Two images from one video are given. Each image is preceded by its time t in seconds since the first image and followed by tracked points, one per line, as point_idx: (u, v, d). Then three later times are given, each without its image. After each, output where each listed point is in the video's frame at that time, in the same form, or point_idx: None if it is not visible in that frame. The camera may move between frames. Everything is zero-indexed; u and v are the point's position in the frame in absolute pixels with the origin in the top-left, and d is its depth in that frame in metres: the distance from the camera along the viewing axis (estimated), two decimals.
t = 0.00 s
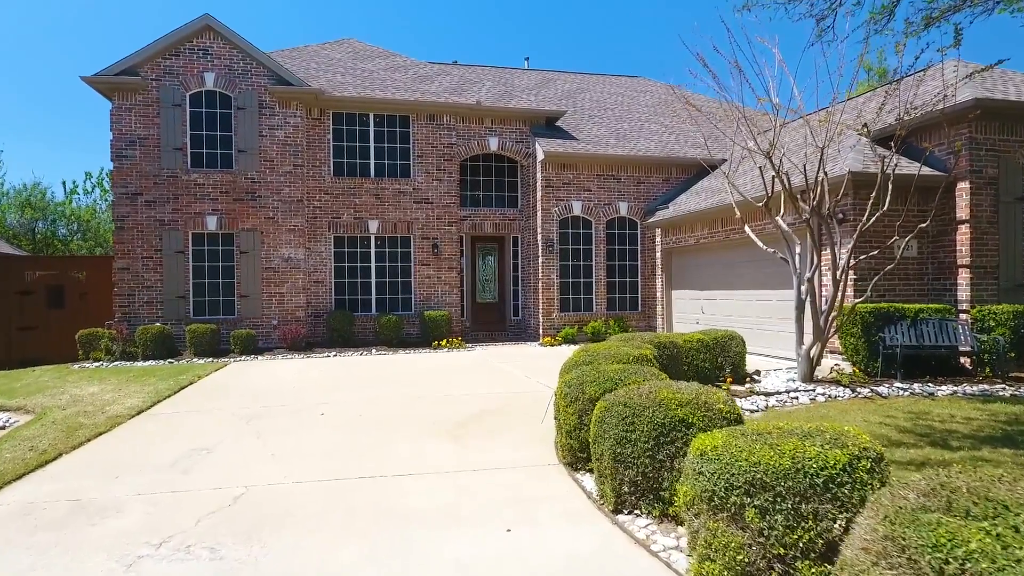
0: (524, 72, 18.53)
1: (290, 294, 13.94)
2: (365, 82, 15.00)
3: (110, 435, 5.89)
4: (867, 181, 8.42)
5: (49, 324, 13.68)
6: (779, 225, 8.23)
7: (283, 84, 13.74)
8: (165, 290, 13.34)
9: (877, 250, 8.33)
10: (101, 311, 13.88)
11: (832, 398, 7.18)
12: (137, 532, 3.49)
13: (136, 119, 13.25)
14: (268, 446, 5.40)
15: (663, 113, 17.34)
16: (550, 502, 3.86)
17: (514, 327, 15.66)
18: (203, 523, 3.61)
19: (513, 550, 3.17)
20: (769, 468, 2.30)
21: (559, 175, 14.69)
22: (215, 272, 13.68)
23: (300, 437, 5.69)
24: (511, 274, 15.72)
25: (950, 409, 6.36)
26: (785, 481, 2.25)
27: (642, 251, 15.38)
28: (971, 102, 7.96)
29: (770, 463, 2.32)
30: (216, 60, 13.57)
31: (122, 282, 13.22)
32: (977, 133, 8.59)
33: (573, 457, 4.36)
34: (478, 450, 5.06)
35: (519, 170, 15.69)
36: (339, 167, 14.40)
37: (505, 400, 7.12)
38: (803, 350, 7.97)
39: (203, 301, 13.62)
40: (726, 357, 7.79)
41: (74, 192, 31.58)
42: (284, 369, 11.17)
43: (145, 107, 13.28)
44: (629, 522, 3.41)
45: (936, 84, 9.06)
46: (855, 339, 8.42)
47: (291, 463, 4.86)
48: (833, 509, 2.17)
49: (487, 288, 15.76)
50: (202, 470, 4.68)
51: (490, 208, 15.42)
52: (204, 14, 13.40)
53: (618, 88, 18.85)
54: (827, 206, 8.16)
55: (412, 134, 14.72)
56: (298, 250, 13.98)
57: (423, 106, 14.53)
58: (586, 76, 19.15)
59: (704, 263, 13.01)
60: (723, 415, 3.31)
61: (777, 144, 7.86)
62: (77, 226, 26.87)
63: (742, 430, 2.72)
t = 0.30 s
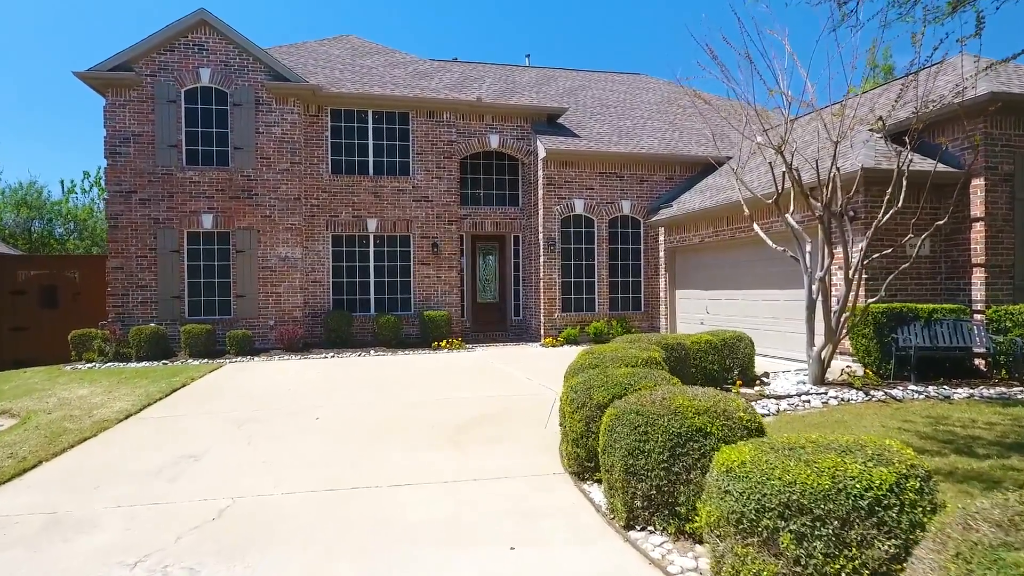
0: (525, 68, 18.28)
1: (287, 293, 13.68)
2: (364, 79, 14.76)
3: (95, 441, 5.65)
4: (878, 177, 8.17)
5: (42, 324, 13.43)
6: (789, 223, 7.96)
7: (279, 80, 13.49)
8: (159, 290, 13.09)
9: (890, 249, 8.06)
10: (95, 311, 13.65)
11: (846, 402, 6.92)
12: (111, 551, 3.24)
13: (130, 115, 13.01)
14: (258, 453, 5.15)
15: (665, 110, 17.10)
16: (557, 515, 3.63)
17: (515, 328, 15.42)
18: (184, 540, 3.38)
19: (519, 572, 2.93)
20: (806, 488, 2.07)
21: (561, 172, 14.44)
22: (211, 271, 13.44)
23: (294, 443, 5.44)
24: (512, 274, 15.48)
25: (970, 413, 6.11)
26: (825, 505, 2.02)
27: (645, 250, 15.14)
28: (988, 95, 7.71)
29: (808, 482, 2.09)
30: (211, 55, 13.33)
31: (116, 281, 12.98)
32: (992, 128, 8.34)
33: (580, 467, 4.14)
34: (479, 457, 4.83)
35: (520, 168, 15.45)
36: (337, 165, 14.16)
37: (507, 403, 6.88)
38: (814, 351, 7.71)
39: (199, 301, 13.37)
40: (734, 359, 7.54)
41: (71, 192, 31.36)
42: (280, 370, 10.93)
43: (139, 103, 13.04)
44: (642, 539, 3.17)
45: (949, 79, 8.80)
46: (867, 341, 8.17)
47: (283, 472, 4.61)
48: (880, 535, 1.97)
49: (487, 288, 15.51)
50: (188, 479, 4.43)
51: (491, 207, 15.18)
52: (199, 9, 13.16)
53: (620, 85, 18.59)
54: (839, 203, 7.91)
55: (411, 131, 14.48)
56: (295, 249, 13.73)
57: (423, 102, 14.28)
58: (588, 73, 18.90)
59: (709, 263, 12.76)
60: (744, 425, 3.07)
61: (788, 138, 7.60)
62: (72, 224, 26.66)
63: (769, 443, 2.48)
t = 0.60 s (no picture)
0: (526, 65, 18.04)
1: (283, 293, 13.43)
2: (362, 75, 14.52)
3: (78, 447, 5.41)
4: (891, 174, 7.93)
5: (33, 325, 13.17)
6: (800, 221, 7.72)
7: (276, 76, 13.24)
8: (154, 289, 12.85)
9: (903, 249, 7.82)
10: (88, 311, 13.45)
11: (859, 406, 6.68)
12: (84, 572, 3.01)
13: (124, 111, 12.76)
14: (249, 460, 4.93)
15: (668, 108, 16.87)
16: (565, 531, 3.42)
17: (516, 328, 15.19)
18: (164, 557, 3.17)
19: None
20: (853, 514, 1.88)
21: (563, 170, 14.20)
22: (207, 271, 13.20)
23: (287, 450, 5.22)
24: (513, 274, 15.24)
25: (991, 418, 5.87)
26: (874, 535, 1.83)
27: (648, 249, 14.90)
28: (1006, 90, 7.46)
29: (855, 508, 1.89)
30: (207, 51, 13.08)
31: (110, 281, 12.74)
32: (1008, 124, 8.09)
33: (587, 477, 3.91)
34: (482, 465, 4.62)
35: (522, 166, 15.22)
36: (335, 163, 13.92)
37: (508, 407, 6.67)
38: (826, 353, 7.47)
39: (194, 301, 13.14)
40: (743, 362, 7.31)
41: (69, 190, 31.16)
42: (276, 371, 10.70)
43: (134, 99, 12.79)
44: (657, 559, 2.95)
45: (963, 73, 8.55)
46: (879, 342, 7.94)
47: (275, 481, 4.39)
48: (937, 567, 1.80)
49: (488, 288, 15.27)
50: (174, 489, 4.20)
51: (491, 206, 14.96)
52: (195, 4, 12.91)
53: (622, 82, 18.36)
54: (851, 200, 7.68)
55: (411, 128, 14.23)
56: (292, 249, 13.49)
57: (422, 99, 14.03)
58: (590, 70, 18.64)
59: (714, 262, 12.53)
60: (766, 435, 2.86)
61: (800, 133, 7.36)
62: (69, 222, 26.42)
63: (803, 458, 2.27)
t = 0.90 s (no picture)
0: (528, 62, 17.79)
1: (280, 293, 13.19)
2: (361, 71, 14.28)
3: (61, 453, 5.18)
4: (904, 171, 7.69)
5: (25, 324, 12.92)
6: (811, 219, 7.48)
7: (273, 71, 13.00)
8: (149, 289, 12.61)
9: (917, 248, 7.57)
10: (82, 311, 13.29)
11: (874, 411, 6.45)
12: None
13: (118, 107, 12.53)
14: (238, 468, 4.70)
15: (672, 105, 16.64)
16: (574, 549, 3.18)
17: (517, 328, 14.97)
18: None
19: None
20: (912, 546, 1.65)
21: (565, 168, 13.95)
22: (202, 270, 12.96)
23: (278, 457, 4.99)
24: (514, 273, 15.02)
25: (1014, 424, 5.62)
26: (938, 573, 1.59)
27: (652, 248, 14.66)
28: None
29: (914, 541, 1.64)
30: (203, 45, 12.84)
31: (103, 280, 12.50)
32: None
33: (596, 488, 3.68)
34: (483, 474, 4.38)
35: (523, 164, 14.99)
36: (333, 160, 13.69)
37: (509, 411, 6.43)
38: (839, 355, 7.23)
39: (189, 301, 12.90)
40: (753, 364, 7.08)
41: (67, 189, 30.94)
42: (273, 372, 10.48)
43: (128, 95, 12.56)
44: None
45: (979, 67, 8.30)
46: (893, 343, 7.73)
47: (264, 492, 4.15)
48: None
49: (488, 288, 15.05)
50: (156, 502, 3.96)
51: (492, 204, 14.74)
52: None
53: (625, 80, 18.11)
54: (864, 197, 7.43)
55: (410, 125, 13.99)
56: (290, 247, 13.24)
57: (422, 95, 13.79)
58: (593, 68, 18.40)
59: (719, 262, 12.30)
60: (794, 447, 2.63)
61: (812, 126, 7.11)
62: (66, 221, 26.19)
63: (845, 478, 2.04)
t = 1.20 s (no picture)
0: (529, 59, 17.54)
1: (277, 293, 12.93)
2: (360, 67, 14.03)
3: (40, 460, 4.94)
4: (915, 167, 7.47)
5: (16, 325, 12.67)
6: (824, 216, 7.23)
7: (269, 67, 12.76)
8: (142, 289, 12.36)
9: (932, 246, 7.31)
10: (75, 311, 13.09)
11: (892, 416, 6.19)
12: None
13: (111, 103, 12.28)
14: (225, 477, 4.46)
15: (674, 103, 16.40)
16: (582, 570, 2.93)
17: (518, 329, 14.72)
18: None
19: None
20: None
21: (566, 166, 13.70)
22: (197, 269, 12.71)
23: (268, 465, 4.75)
24: (515, 273, 14.78)
25: None
26: None
27: (655, 247, 14.41)
28: None
29: None
30: (197, 40, 12.59)
31: (96, 280, 12.24)
32: None
33: (605, 502, 3.44)
34: (484, 484, 4.13)
35: (524, 162, 14.74)
36: (330, 158, 13.45)
37: (512, 416, 6.18)
38: (853, 357, 6.97)
39: (184, 301, 12.66)
40: (762, 366, 6.83)
41: (62, 189, 30.62)
42: (268, 374, 10.22)
43: (121, 91, 12.30)
44: None
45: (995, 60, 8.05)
46: (906, 345, 7.46)
47: (250, 503, 3.91)
48: None
49: (489, 287, 14.80)
50: (135, 517, 3.71)
51: (493, 202, 14.50)
52: None
53: (627, 77, 17.86)
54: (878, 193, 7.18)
55: (409, 122, 13.75)
56: (286, 246, 12.99)
57: (421, 91, 13.54)
58: (595, 65, 18.15)
59: (725, 261, 12.04)
60: (827, 462, 2.37)
61: (825, 120, 6.86)
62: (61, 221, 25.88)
63: (897, 504, 1.79)
